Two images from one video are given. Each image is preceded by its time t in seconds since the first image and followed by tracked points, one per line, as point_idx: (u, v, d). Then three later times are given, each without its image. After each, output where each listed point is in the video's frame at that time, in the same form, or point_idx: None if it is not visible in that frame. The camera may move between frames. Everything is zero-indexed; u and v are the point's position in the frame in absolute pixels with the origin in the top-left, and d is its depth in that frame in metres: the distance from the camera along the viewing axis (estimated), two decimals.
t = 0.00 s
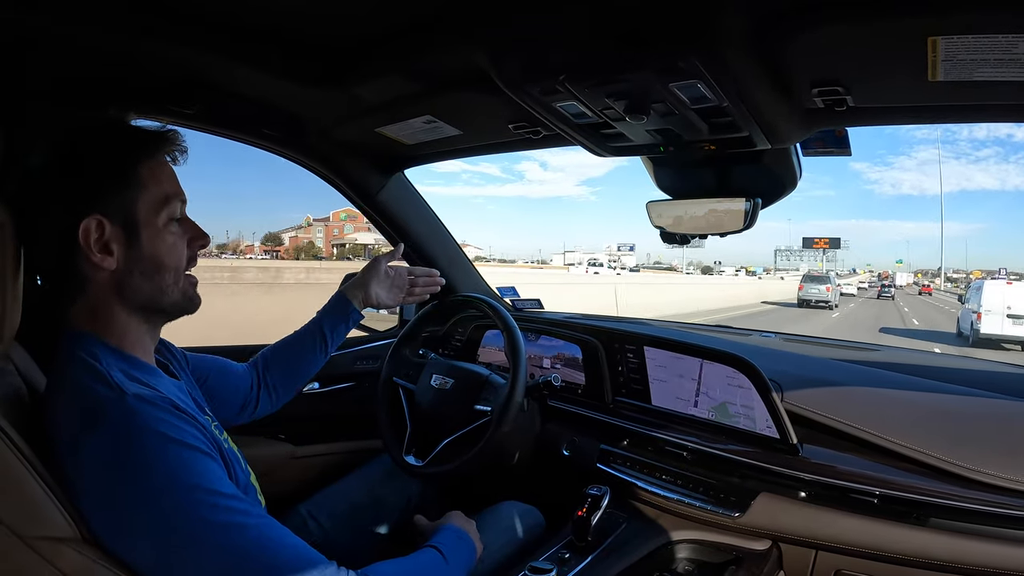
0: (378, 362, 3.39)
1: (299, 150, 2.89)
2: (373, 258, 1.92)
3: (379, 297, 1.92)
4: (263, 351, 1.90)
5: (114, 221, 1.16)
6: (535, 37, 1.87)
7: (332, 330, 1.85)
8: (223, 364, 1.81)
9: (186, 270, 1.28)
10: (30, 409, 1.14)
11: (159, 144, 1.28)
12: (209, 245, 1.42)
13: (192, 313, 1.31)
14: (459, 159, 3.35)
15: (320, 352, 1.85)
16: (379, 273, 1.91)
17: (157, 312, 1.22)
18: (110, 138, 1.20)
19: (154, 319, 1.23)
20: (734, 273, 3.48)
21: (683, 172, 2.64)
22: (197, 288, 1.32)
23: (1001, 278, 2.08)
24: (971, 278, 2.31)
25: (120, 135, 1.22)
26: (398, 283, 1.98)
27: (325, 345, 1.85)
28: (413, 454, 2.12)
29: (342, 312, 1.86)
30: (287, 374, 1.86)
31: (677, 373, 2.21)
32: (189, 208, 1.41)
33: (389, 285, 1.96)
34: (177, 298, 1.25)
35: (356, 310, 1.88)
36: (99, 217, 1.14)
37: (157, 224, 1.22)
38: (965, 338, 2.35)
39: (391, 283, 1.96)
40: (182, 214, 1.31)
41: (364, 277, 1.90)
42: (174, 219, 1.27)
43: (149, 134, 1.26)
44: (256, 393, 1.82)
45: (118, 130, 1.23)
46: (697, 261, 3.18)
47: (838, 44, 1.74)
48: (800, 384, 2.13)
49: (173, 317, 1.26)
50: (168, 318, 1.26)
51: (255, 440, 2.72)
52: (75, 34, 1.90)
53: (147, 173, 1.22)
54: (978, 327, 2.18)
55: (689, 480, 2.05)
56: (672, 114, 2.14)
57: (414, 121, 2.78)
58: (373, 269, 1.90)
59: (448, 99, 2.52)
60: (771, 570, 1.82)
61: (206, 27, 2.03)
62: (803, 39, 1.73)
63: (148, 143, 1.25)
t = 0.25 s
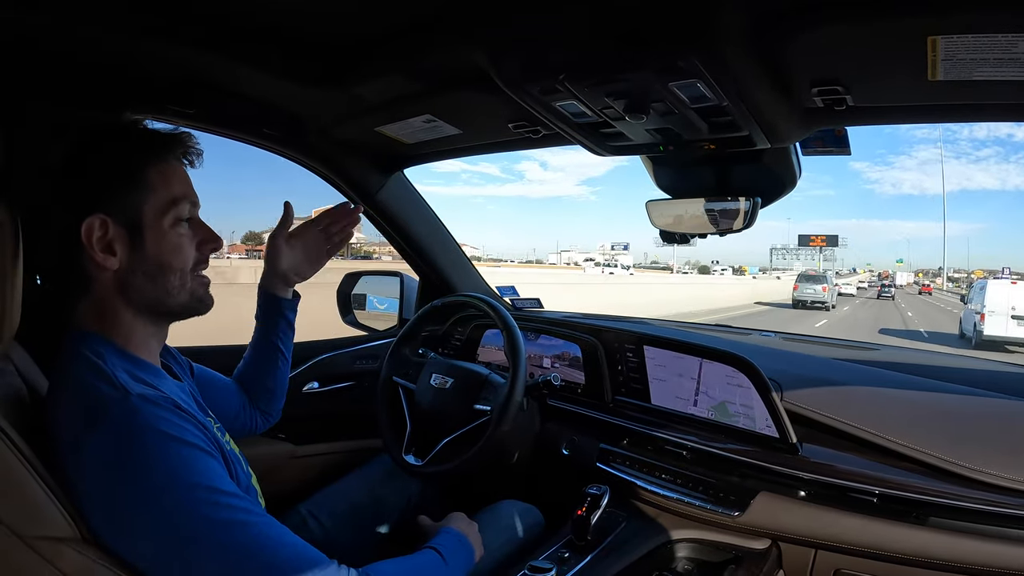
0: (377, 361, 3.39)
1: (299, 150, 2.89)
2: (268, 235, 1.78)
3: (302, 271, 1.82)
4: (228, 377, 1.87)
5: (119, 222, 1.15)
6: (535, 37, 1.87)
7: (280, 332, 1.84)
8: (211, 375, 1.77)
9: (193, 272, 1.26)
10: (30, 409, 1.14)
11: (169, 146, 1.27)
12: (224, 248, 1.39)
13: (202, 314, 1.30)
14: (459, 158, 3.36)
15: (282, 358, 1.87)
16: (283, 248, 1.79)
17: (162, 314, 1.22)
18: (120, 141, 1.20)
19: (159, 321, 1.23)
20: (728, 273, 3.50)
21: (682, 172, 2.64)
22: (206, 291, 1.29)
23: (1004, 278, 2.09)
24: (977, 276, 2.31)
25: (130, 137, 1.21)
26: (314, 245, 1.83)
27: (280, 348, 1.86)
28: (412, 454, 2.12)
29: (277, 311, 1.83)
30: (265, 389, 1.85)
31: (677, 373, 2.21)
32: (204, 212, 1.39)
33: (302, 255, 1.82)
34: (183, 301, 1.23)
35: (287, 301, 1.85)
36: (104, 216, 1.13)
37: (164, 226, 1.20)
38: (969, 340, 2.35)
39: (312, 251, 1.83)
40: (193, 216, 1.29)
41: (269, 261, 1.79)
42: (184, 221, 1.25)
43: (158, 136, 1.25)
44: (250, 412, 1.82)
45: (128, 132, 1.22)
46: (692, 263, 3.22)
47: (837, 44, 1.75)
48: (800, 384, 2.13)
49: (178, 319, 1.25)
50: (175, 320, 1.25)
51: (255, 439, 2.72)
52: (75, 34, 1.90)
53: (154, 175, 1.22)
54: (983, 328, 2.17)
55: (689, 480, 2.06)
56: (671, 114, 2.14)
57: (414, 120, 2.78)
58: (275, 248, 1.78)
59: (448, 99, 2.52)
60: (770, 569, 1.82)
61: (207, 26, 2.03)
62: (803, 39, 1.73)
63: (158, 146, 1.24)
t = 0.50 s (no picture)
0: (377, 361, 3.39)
1: (299, 150, 2.90)
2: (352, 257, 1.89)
3: (362, 296, 1.88)
4: (250, 367, 1.87)
5: (120, 221, 1.15)
6: (535, 37, 1.87)
7: (319, 338, 1.84)
8: (222, 371, 1.78)
9: (195, 275, 1.26)
10: (31, 409, 1.14)
11: (173, 148, 1.26)
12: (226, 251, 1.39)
13: (202, 316, 1.30)
14: (459, 159, 3.36)
15: (311, 362, 1.85)
16: (358, 270, 1.87)
17: (162, 315, 1.22)
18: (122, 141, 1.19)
19: (159, 322, 1.23)
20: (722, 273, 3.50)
21: (682, 172, 2.64)
22: (207, 294, 1.30)
23: (1009, 277, 2.10)
24: (984, 275, 2.31)
25: (133, 137, 1.21)
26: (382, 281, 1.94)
27: (314, 353, 1.85)
28: (412, 454, 2.12)
29: (325, 317, 1.84)
30: (283, 387, 1.84)
31: (676, 373, 2.21)
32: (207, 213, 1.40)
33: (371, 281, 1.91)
34: (184, 303, 1.23)
35: (339, 313, 1.85)
36: (105, 215, 1.13)
37: (166, 229, 1.20)
38: (971, 342, 2.35)
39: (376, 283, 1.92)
40: (196, 219, 1.29)
41: (342, 276, 1.86)
42: (187, 223, 1.25)
43: (162, 137, 1.24)
44: (256, 410, 1.78)
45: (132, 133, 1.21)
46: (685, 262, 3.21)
47: (837, 44, 1.75)
48: (800, 384, 2.13)
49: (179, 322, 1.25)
50: (175, 322, 1.25)
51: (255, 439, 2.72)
52: (75, 34, 1.90)
53: (157, 178, 1.21)
54: (987, 330, 2.18)
55: (689, 480, 2.05)
56: (671, 114, 2.14)
57: (414, 121, 2.78)
58: (354, 267, 1.86)
59: (448, 99, 2.52)
60: (771, 569, 1.82)
61: (207, 26, 2.03)
62: (803, 39, 1.73)
63: (160, 147, 1.23)
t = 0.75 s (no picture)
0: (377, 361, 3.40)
1: (299, 150, 2.89)
2: (363, 266, 1.86)
3: (370, 309, 1.86)
4: (257, 372, 1.87)
5: (130, 222, 1.15)
6: (535, 36, 1.87)
7: (325, 348, 1.82)
8: (228, 381, 1.78)
9: (203, 277, 1.27)
10: (32, 410, 1.14)
11: (176, 148, 1.26)
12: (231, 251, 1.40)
13: (207, 321, 1.30)
14: (459, 159, 3.36)
15: (316, 371, 1.84)
16: (368, 281, 1.85)
17: (170, 318, 1.22)
18: (127, 141, 1.19)
19: (166, 323, 1.24)
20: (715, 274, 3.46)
21: (682, 172, 2.64)
22: (214, 295, 1.31)
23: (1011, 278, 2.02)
24: (988, 275, 2.28)
25: (140, 138, 1.21)
26: (390, 293, 1.92)
27: (320, 364, 1.84)
28: (412, 455, 2.12)
29: (333, 328, 1.82)
30: (287, 394, 1.83)
31: (676, 373, 2.21)
32: (212, 213, 1.40)
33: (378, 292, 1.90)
34: (192, 305, 1.24)
35: (347, 326, 1.84)
36: (115, 216, 1.14)
37: (174, 230, 1.21)
38: (977, 343, 2.40)
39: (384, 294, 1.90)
40: (203, 220, 1.30)
41: (351, 287, 1.84)
42: (195, 224, 1.26)
43: (166, 137, 1.25)
44: (257, 416, 1.78)
45: (138, 134, 1.21)
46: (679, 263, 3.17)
47: (838, 44, 1.75)
48: (800, 384, 2.13)
49: (187, 324, 1.26)
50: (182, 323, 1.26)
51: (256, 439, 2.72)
52: (75, 34, 1.90)
53: (165, 179, 1.22)
54: (993, 332, 2.16)
55: (690, 480, 2.05)
56: (671, 114, 2.14)
57: (414, 121, 2.78)
58: (364, 278, 1.84)
59: (448, 99, 2.52)
60: (771, 570, 1.83)
61: (207, 26, 2.03)
62: (803, 38, 1.73)
63: (164, 146, 1.24)
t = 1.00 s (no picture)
0: (377, 362, 3.39)
1: (299, 150, 2.89)
2: (364, 270, 1.89)
3: (370, 312, 1.87)
4: (255, 375, 1.87)
5: (136, 224, 1.16)
6: (535, 37, 1.87)
7: (326, 351, 1.84)
8: (228, 382, 1.78)
9: (205, 273, 1.30)
10: (33, 411, 1.14)
11: (177, 147, 1.27)
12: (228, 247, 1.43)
13: (209, 315, 1.32)
14: (459, 159, 3.36)
15: (316, 373, 1.85)
16: (368, 284, 1.87)
17: (175, 315, 1.24)
18: (129, 140, 1.19)
19: (168, 321, 1.24)
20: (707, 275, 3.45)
21: (683, 173, 2.64)
22: (213, 291, 1.33)
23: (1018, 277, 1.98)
24: (996, 275, 2.22)
25: (141, 137, 1.21)
26: (391, 298, 1.93)
27: (320, 366, 1.84)
28: (412, 455, 2.12)
29: (333, 330, 1.84)
30: (286, 396, 1.83)
31: (676, 374, 2.21)
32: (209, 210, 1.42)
33: (378, 295, 1.90)
34: (197, 302, 1.26)
35: (347, 329, 1.86)
36: (120, 218, 1.13)
37: (177, 227, 1.23)
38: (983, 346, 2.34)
39: (384, 299, 1.91)
40: (202, 217, 1.32)
41: (352, 291, 1.86)
42: (195, 221, 1.28)
43: (167, 137, 1.26)
44: (257, 418, 1.78)
45: (139, 133, 1.22)
46: (672, 264, 3.16)
47: (838, 44, 1.75)
48: (800, 384, 2.13)
49: (189, 320, 1.27)
50: (183, 321, 1.27)
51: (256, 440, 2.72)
52: (75, 34, 1.90)
53: (168, 177, 1.23)
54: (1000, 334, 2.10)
55: (690, 480, 2.05)
56: (671, 114, 2.14)
57: (414, 121, 2.78)
58: (364, 281, 1.86)
59: (448, 100, 2.52)
60: (771, 570, 1.83)
61: (207, 26, 2.03)
62: (803, 38, 1.73)
63: (166, 145, 1.24)
